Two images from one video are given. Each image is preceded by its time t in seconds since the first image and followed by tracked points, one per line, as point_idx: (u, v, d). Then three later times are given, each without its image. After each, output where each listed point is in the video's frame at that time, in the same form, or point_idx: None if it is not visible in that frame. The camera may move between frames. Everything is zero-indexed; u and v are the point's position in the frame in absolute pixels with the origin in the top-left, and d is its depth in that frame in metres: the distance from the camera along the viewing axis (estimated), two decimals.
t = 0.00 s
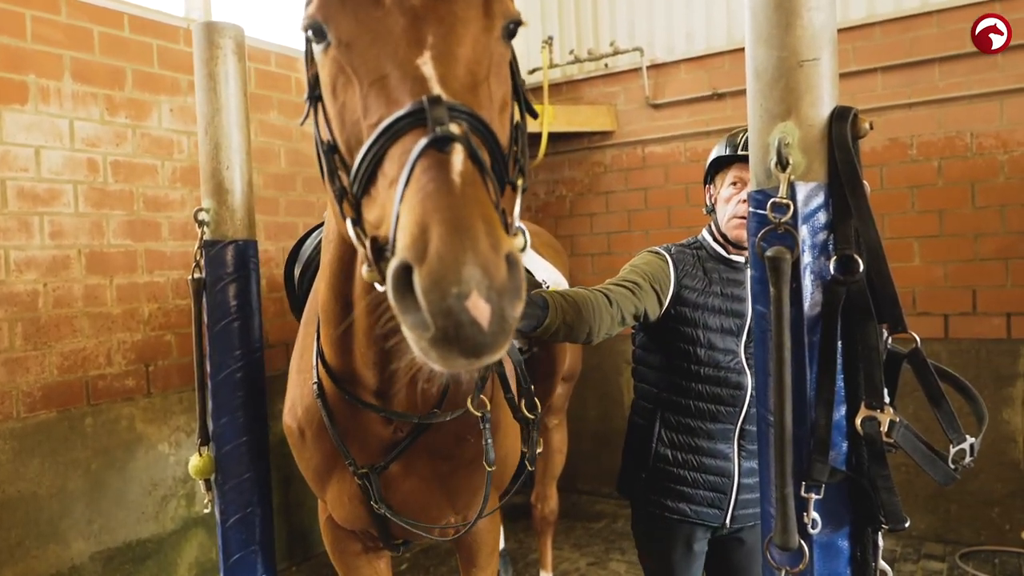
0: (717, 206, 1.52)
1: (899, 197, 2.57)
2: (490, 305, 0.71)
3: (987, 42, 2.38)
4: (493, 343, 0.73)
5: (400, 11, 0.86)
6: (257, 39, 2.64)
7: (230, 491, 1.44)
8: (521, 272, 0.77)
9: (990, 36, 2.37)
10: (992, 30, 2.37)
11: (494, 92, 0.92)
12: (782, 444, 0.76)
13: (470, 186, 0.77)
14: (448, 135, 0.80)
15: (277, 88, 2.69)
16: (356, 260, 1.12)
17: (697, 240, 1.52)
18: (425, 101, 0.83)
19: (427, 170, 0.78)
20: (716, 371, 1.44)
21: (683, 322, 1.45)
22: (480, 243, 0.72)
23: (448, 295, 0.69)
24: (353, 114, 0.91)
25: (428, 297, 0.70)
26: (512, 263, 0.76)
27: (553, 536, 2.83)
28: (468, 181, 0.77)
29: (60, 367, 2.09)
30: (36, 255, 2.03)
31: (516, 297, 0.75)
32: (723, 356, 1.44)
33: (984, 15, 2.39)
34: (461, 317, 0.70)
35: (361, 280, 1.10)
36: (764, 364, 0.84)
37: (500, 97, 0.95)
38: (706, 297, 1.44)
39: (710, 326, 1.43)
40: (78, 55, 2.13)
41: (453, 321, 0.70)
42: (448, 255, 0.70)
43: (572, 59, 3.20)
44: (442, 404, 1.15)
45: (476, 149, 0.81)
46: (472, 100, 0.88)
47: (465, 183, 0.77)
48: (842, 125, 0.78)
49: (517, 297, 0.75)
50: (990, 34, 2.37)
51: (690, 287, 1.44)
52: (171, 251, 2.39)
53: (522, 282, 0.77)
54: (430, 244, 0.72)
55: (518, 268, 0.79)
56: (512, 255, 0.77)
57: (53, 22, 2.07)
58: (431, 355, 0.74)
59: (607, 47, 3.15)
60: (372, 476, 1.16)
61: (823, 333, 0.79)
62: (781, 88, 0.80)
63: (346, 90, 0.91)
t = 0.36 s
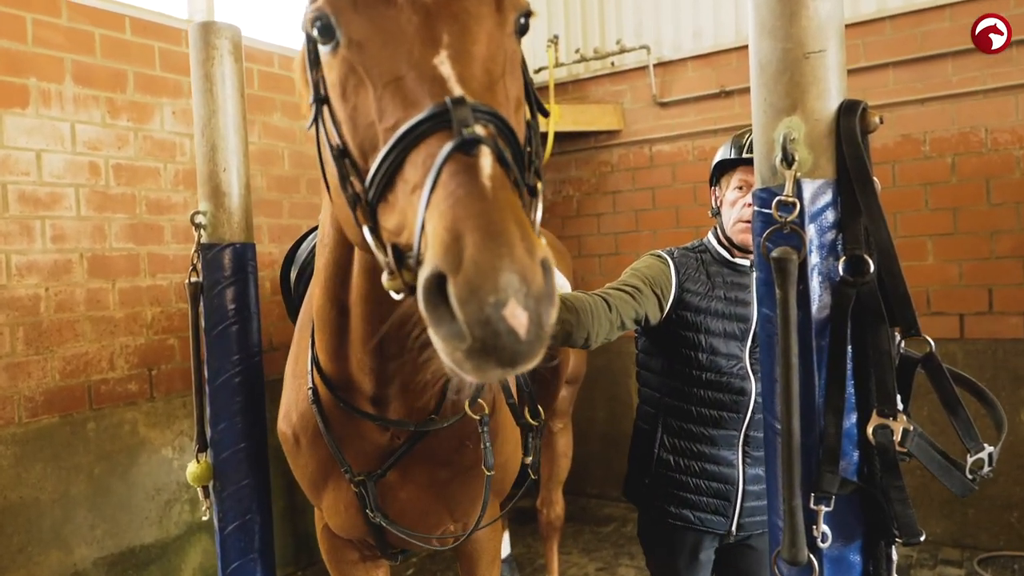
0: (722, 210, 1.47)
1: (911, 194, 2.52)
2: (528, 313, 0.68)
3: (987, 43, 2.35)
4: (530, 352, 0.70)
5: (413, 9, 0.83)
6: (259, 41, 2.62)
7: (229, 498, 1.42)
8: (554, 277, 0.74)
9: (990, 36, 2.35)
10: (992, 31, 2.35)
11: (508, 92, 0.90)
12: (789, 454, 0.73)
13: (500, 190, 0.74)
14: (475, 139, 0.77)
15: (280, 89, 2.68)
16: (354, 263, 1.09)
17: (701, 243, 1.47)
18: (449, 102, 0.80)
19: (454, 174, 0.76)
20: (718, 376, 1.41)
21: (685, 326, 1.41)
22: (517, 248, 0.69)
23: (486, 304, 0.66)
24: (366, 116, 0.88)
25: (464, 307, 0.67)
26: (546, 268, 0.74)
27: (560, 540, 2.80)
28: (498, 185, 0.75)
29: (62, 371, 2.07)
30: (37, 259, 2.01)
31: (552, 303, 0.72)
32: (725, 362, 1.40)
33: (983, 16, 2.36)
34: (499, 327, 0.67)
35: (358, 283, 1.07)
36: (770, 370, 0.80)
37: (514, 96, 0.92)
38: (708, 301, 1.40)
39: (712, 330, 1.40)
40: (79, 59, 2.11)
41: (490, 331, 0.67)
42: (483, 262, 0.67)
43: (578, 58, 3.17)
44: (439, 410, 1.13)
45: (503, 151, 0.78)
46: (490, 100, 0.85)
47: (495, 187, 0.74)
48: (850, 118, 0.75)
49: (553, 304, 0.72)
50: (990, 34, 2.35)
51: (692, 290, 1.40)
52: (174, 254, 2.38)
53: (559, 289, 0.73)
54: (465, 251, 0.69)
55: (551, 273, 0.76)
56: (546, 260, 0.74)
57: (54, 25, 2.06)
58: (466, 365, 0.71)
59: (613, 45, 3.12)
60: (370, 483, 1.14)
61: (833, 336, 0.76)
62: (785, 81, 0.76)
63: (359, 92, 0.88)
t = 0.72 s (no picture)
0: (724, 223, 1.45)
1: (927, 201, 2.47)
2: (548, 339, 0.66)
3: (986, 42, 2.32)
4: (549, 377, 0.68)
5: (424, 24, 0.79)
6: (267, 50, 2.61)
7: (226, 515, 1.40)
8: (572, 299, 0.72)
9: (990, 36, 2.32)
10: (992, 31, 2.32)
11: (519, 108, 0.86)
12: (799, 480, 0.70)
13: (519, 214, 0.71)
14: (492, 160, 0.74)
15: (287, 98, 2.67)
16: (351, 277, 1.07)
17: (701, 255, 1.45)
18: (466, 121, 0.76)
19: (471, 196, 0.72)
20: (720, 391, 1.38)
21: (685, 340, 1.39)
22: (537, 273, 0.66)
23: (506, 331, 0.64)
24: (377, 133, 0.84)
25: (484, 333, 0.64)
26: (566, 291, 0.71)
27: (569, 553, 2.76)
28: (516, 207, 0.71)
29: (65, 383, 2.06)
30: (42, 270, 2.00)
31: (572, 326, 0.69)
32: (726, 375, 1.37)
33: (983, 15, 2.34)
34: (520, 353, 0.64)
35: (356, 297, 1.04)
36: (777, 390, 0.77)
37: (524, 112, 0.88)
38: (707, 313, 1.37)
39: (712, 344, 1.37)
40: (87, 69, 2.11)
41: (511, 358, 0.65)
42: (503, 287, 0.65)
43: (587, 65, 3.14)
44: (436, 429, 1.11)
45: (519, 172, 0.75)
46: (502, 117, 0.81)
47: (514, 210, 0.71)
48: (857, 126, 0.72)
49: (572, 327, 0.70)
50: (990, 34, 2.32)
51: (689, 302, 1.38)
52: (180, 264, 2.37)
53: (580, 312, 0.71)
54: (484, 277, 0.66)
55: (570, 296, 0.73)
56: (565, 283, 0.71)
57: (62, 35, 2.06)
58: (484, 390, 0.69)
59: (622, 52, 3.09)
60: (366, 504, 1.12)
61: (842, 355, 0.72)
62: (789, 88, 0.74)
63: (369, 108, 0.84)
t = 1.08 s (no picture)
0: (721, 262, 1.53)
1: (946, 230, 2.42)
2: (546, 396, 0.63)
3: (988, 43, 2.32)
4: (546, 434, 0.64)
5: (424, 69, 0.76)
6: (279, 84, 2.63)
7: (224, 556, 1.36)
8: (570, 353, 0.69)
9: (990, 37, 2.32)
10: (993, 32, 2.32)
11: (518, 153, 0.83)
12: (807, 534, 0.66)
13: (518, 268, 0.68)
14: (491, 212, 0.70)
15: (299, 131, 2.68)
16: (347, 316, 1.05)
17: (699, 291, 1.54)
18: (464, 171, 0.73)
19: (470, 249, 0.69)
20: (722, 431, 1.43)
21: (686, 379, 1.46)
22: (535, 328, 0.63)
23: (503, 389, 0.61)
24: (374, 180, 0.80)
25: (481, 391, 0.61)
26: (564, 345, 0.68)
27: None
28: (515, 260, 0.68)
29: (72, 417, 2.05)
30: (50, 303, 2.00)
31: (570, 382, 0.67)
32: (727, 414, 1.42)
33: (986, 17, 2.34)
34: (516, 412, 0.61)
35: (353, 336, 1.03)
36: (784, 436, 0.73)
37: (524, 157, 0.85)
38: (705, 350, 1.45)
39: (711, 382, 1.43)
40: (99, 104, 2.13)
41: (507, 416, 0.62)
42: (500, 343, 0.62)
43: (598, 95, 3.14)
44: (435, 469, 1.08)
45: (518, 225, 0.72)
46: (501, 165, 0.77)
47: (513, 264, 0.68)
48: (863, 159, 0.70)
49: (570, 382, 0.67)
50: (991, 35, 2.32)
51: (689, 341, 1.46)
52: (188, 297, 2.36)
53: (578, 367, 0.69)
54: (481, 333, 0.63)
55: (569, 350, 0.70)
56: (564, 337, 0.68)
57: (75, 71, 2.08)
58: (479, 446, 0.66)
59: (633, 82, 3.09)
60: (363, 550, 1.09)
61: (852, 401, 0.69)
62: (791, 121, 0.72)
63: (367, 154, 0.80)
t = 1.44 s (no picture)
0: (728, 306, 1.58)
1: (980, 264, 2.35)
2: (549, 456, 0.60)
3: (986, 41, 2.35)
4: (551, 495, 0.62)
5: (426, 120, 0.75)
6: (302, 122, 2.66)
7: None
8: (574, 411, 0.67)
9: (990, 36, 2.35)
10: (993, 31, 2.35)
11: (523, 203, 0.81)
12: None
13: (520, 324, 0.66)
14: (494, 266, 0.69)
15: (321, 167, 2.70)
16: (356, 362, 1.03)
17: (704, 337, 1.58)
18: (466, 224, 0.72)
19: (472, 305, 0.67)
20: (741, 478, 1.45)
21: (700, 427, 1.50)
22: (538, 386, 0.61)
23: (505, 449, 0.59)
24: (378, 231, 0.79)
25: (482, 452, 0.59)
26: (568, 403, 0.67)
27: None
28: (518, 315, 0.67)
29: (92, 456, 2.05)
30: (73, 342, 2.01)
31: (574, 441, 0.64)
32: (744, 460, 1.45)
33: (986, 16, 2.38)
34: (519, 473, 0.59)
35: (362, 383, 1.01)
36: (807, 492, 0.69)
37: (530, 205, 0.84)
38: (717, 397, 1.49)
39: (726, 430, 1.46)
40: (125, 145, 2.16)
41: (510, 478, 0.59)
42: (503, 402, 0.60)
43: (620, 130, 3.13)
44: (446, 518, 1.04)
45: (522, 280, 0.71)
46: (504, 216, 0.76)
47: (516, 321, 0.66)
48: (884, 199, 0.67)
49: (574, 441, 0.65)
50: (990, 34, 2.35)
51: (699, 390, 1.50)
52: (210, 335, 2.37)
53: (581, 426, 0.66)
54: (483, 392, 0.61)
55: (573, 410, 0.68)
56: (568, 395, 0.66)
57: (101, 114, 2.12)
58: (482, 506, 0.63)
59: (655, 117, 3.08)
60: None
61: (878, 454, 0.65)
62: (807, 159, 0.70)
63: (371, 206, 0.79)
